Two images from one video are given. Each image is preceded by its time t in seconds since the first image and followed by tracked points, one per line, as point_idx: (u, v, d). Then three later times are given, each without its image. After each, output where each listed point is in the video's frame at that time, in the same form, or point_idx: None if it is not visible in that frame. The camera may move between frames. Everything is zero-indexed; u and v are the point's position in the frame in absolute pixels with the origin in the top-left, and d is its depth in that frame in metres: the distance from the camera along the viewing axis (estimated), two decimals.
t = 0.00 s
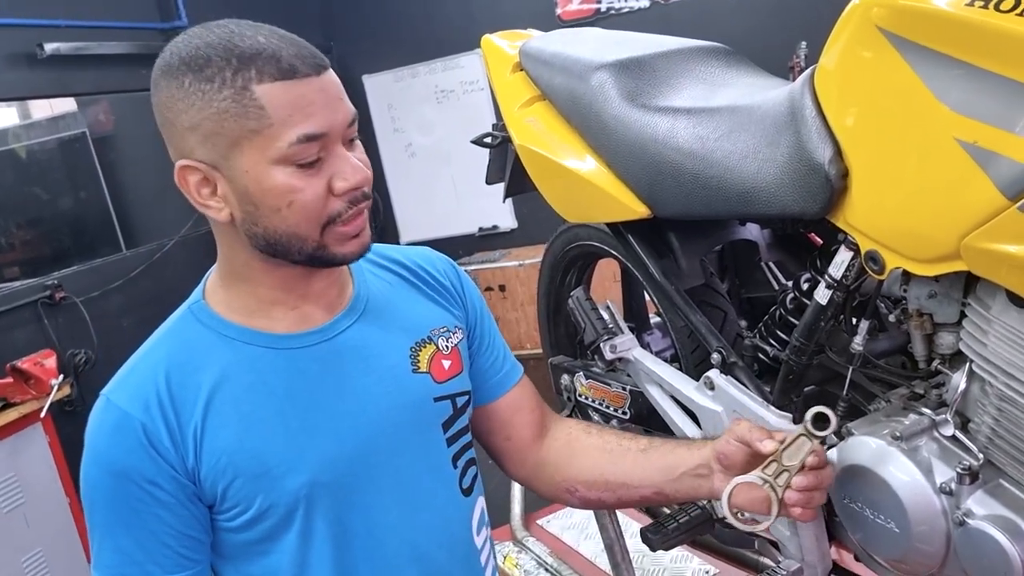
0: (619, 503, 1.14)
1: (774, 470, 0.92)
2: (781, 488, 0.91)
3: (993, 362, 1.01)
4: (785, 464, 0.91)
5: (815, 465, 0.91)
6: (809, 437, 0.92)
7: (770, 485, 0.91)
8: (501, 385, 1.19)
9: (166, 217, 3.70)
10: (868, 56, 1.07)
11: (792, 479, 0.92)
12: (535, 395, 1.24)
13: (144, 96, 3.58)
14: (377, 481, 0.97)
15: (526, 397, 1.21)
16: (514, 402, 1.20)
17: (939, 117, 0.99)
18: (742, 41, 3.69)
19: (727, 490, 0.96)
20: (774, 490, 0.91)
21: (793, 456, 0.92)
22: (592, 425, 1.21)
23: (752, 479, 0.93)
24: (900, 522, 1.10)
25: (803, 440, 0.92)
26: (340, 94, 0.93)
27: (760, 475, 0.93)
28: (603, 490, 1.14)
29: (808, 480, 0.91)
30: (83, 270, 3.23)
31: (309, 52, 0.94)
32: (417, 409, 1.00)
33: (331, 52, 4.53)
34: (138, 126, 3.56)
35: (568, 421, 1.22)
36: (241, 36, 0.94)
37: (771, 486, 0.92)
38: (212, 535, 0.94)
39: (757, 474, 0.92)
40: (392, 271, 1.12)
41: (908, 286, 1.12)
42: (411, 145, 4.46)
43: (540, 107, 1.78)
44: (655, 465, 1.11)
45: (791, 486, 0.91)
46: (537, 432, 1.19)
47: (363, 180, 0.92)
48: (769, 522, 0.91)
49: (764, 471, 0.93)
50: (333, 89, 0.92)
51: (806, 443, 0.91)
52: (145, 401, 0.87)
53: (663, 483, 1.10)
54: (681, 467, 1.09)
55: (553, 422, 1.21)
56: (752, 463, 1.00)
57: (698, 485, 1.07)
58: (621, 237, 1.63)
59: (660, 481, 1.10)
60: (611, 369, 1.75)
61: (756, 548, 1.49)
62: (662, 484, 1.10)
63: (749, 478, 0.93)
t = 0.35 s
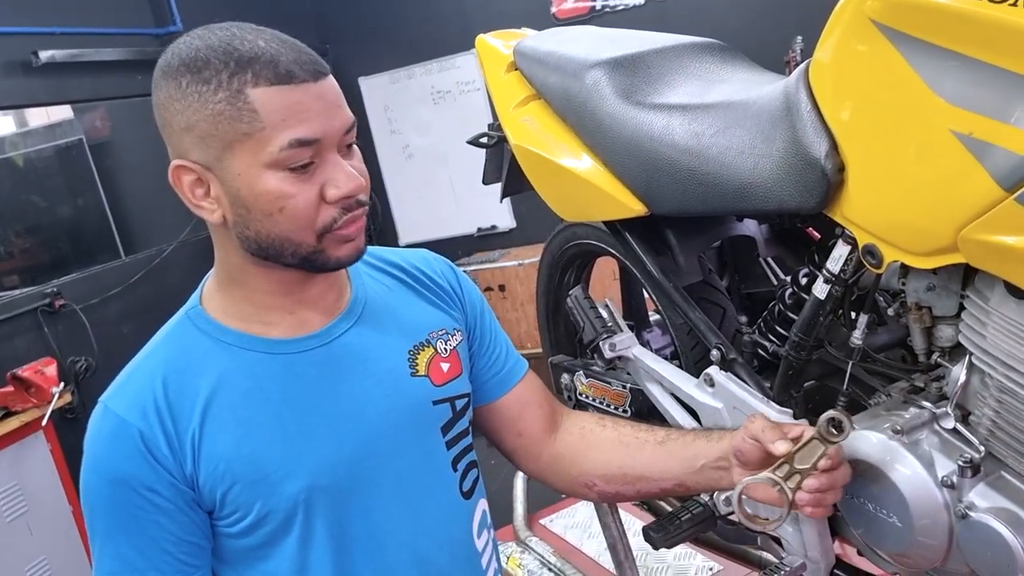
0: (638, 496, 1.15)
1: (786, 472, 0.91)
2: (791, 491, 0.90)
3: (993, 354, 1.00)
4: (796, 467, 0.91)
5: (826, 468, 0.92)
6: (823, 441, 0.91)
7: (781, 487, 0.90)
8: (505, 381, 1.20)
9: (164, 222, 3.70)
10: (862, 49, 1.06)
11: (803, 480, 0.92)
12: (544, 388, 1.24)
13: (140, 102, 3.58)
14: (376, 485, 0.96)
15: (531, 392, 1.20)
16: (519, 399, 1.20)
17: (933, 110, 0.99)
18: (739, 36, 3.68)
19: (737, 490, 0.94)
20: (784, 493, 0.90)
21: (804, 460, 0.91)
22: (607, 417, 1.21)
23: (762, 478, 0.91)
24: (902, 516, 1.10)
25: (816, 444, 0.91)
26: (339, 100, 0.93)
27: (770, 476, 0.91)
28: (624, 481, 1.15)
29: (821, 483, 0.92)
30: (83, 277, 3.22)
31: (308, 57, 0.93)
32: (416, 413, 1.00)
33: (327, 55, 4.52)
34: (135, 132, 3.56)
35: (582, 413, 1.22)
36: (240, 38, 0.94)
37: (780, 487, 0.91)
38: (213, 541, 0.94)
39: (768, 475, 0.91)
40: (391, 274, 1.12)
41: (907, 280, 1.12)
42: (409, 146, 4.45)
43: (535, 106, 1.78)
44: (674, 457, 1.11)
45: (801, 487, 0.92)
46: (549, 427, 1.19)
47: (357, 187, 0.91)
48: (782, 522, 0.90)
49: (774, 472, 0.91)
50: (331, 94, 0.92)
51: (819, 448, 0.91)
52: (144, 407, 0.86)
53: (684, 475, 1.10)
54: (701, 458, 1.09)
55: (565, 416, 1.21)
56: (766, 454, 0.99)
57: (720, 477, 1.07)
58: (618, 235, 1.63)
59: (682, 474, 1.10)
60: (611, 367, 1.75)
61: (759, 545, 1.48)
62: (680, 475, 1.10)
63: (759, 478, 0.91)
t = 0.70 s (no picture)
0: (589, 520, 1.16)
1: (725, 503, 0.91)
2: (724, 521, 0.90)
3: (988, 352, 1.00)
4: (737, 501, 0.91)
5: (765, 506, 0.93)
6: (766, 479, 0.92)
7: (716, 514, 0.90)
8: (498, 396, 1.20)
9: (163, 226, 3.70)
10: (856, 48, 1.06)
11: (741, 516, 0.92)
12: (524, 405, 1.25)
13: (137, 105, 3.57)
14: (381, 489, 0.96)
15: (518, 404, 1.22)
16: (506, 413, 1.22)
17: (929, 108, 0.99)
18: (737, 34, 3.67)
19: (675, 511, 0.94)
20: (718, 521, 0.90)
21: (747, 495, 0.92)
22: (572, 440, 1.23)
23: (696, 504, 0.91)
24: (900, 514, 1.10)
25: (759, 479, 0.92)
26: (293, 90, 0.93)
27: (706, 501, 0.91)
28: (571, 504, 1.16)
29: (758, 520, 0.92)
30: (83, 281, 3.22)
31: (275, 44, 0.94)
32: (421, 417, 1.01)
33: (325, 56, 4.52)
34: (132, 135, 3.56)
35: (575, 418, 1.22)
36: (222, 27, 0.96)
37: (714, 515, 0.91)
38: (215, 547, 0.93)
39: (704, 500, 0.91)
40: (395, 277, 1.12)
41: (903, 278, 1.12)
42: (407, 147, 4.45)
43: (531, 107, 1.78)
44: (625, 485, 1.13)
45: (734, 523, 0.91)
46: (520, 445, 1.21)
47: (280, 178, 0.90)
48: (710, 549, 0.89)
49: (712, 500, 0.91)
50: (280, 82, 0.92)
51: (763, 484, 0.92)
52: (147, 411, 0.85)
53: (630, 503, 1.12)
54: (650, 487, 1.11)
55: (538, 434, 1.24)
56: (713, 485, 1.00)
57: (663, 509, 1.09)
58: (616, 236, 1.63)
59: (627, 502, 1.12)
60: (610, 368, 1.75)
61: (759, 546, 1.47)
62: (627, 503, 1.12)
63: (694, 503, 0.91)
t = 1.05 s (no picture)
0: (587, 524, 1.16)
1: (732, 498, 0.93)
2: (733, 516, 0.91)
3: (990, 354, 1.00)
4: (745, 497, 0.93)
5: (771, 502, 0.95)
6: (775, 476, 0.92)
7: (723, 509, 0.92)
8: (499, 400, 1.20)
9: (164, 228, 3.70)
10: (858, 49, 1.06)
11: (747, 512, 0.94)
12: (525, 411, 1.25)
13: (138, 107, 3.57)
14: (385, 492, 0.96)
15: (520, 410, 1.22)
16: (507, 419, 1.21)
17: (932, 109, 0.98)
18: (738, 34, 3.66)
19: (678, 509, 0.96)
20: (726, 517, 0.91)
21: (755, 491, 0.93)
22: (572, 445, 1.23)
23: (702, 499, 0.93)
24: (903, 516, 1.10)
25: (768, 477, 0.92)
26: (296, 93, 0.93)
27: (712, 497, 0.93)
28: (570, 508, 1.16)
29: (765, 517, 0.94)
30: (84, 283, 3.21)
31: (276, 46, 0.94)
32: (425, 420, 1.00)
33: (326, 57, 4.52)
34: (133, 137, 3.56)
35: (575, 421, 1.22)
36: (222, 29, 0.96)
37: (721, 510, 0.92)
38: (218, 549, 0.93)
39: (710, 495, 0.93)
40: (399, 279, 1.12)
41: (905, 279, 1.11)
42: (408, 148, 4.45)
43: (532, 108, 1.78)
44: (623, 491, 1.13)
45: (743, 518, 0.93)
46: (521, 449, 1.21)
47: (286, 180, 0.90)
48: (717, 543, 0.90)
49: (718, 495, 0.93)
50: (282, 84, 0.91)
51: (771, 481, 0.93)
52: (152, 411, 0.85)
53: (628, 508, 1.12)
54: (648, 492, 1.11)
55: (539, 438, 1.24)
56: (720, 484, 1.00)
57: (661, 514, 1.09)
58: (617, 236, 1.62)
59: (625, 506, 1.12)
60: (611, 369, 1.75)
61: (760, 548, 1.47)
62: (624, 508, 1.12)
63: (699, 499, 0.93)
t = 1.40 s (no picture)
0: (590, 527, 1.16)
1: (736, 503, 0.92)
2: (736, 522, 0.91)
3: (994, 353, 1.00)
4: (748, 501, 0.93)
5: (777, 507, 0.94)
6: (777, 480, 0.93)
7: (727, 516, 0.91)
8: (502, 403, 1.20)
9: (166, 231, 3.70)
10: (859, 48, 1.06)
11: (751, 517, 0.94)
12: (529, 414, 1.24)
13: (138, 110, 3.58)
14: (388, 495, 0.96)
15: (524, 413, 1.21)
16: (510, 421, 1.21)
17: (934, 107, 0.98)
18: (737, 34, 3.66)
19: (683, 512, 0.95)
20: (730, 523, 0.91)
21: (757, 496, 0.93)
22: (574, 448, 1.23)
23: (707, 506, 0.92)
24: (907, 516, 1.09)
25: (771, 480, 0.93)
26: (299, 98, 0.92)
27: (717, 503, 0.92)
28: (574, 511, 1.16)
29: (769, 521, 0.93)
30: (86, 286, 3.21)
31: (278, 50, 0.93)
32: (428, 423, 1.00)
33: (326, 59, 4.52)
34: (134, 140, 3.56)
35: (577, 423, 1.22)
36: (221, 33, 0.95)
37: (724, 516, 0.92)
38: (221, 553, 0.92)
39: (715, 503, 0.92)
40: (401, 282, 1.12)
41: (908, 278, 1.11)
42: (408, 149, 4.45)
43: (532, 109, 1.78)
44: (626, 494, 1.13)
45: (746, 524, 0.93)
46: (524, 451, 1.21)
47: (290, 185, 0.90)
48: (721, 550, 0.91)
49: (723, 500, 0.92)
50: (283, 89, 0.91)
51: (774, 485, 0.93)
52: (154, 415, 0.85)
53: (631, 511, 1.12)
54: (650, 495, 1.11)
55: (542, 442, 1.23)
56: (722, 488, 1.00)
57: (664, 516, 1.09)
58: (618, 237, 1.62)
59: (628, 509, 1.12)
60: (613, 370, 1.74)
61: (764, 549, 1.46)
62: (628, 511, 1.12)
63: (704, 505, 0.92)
